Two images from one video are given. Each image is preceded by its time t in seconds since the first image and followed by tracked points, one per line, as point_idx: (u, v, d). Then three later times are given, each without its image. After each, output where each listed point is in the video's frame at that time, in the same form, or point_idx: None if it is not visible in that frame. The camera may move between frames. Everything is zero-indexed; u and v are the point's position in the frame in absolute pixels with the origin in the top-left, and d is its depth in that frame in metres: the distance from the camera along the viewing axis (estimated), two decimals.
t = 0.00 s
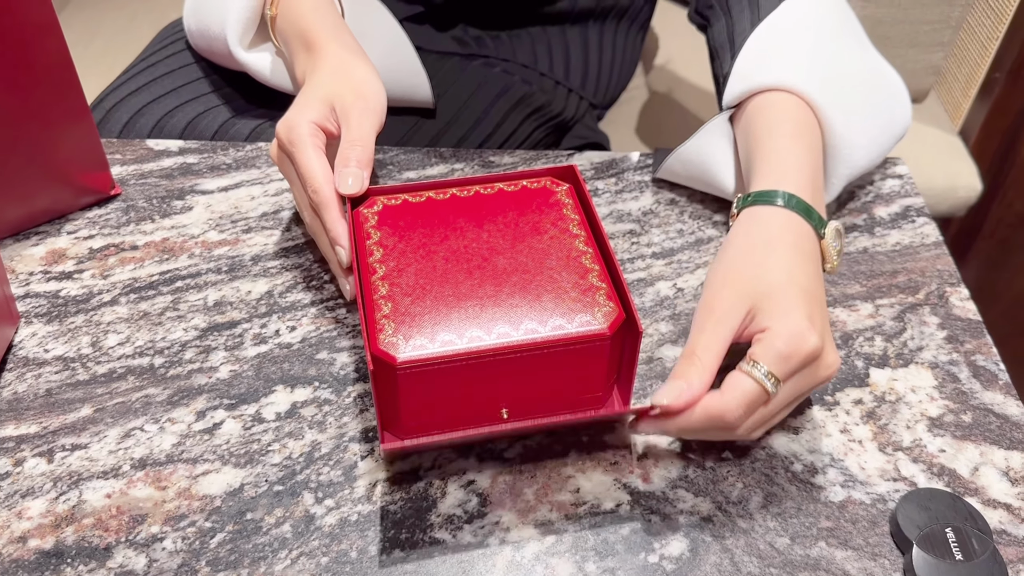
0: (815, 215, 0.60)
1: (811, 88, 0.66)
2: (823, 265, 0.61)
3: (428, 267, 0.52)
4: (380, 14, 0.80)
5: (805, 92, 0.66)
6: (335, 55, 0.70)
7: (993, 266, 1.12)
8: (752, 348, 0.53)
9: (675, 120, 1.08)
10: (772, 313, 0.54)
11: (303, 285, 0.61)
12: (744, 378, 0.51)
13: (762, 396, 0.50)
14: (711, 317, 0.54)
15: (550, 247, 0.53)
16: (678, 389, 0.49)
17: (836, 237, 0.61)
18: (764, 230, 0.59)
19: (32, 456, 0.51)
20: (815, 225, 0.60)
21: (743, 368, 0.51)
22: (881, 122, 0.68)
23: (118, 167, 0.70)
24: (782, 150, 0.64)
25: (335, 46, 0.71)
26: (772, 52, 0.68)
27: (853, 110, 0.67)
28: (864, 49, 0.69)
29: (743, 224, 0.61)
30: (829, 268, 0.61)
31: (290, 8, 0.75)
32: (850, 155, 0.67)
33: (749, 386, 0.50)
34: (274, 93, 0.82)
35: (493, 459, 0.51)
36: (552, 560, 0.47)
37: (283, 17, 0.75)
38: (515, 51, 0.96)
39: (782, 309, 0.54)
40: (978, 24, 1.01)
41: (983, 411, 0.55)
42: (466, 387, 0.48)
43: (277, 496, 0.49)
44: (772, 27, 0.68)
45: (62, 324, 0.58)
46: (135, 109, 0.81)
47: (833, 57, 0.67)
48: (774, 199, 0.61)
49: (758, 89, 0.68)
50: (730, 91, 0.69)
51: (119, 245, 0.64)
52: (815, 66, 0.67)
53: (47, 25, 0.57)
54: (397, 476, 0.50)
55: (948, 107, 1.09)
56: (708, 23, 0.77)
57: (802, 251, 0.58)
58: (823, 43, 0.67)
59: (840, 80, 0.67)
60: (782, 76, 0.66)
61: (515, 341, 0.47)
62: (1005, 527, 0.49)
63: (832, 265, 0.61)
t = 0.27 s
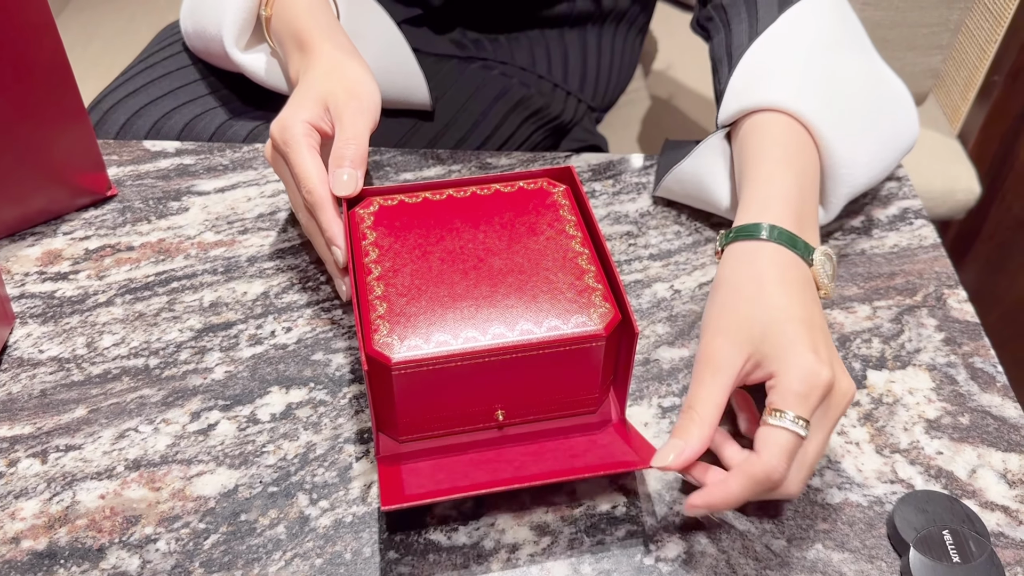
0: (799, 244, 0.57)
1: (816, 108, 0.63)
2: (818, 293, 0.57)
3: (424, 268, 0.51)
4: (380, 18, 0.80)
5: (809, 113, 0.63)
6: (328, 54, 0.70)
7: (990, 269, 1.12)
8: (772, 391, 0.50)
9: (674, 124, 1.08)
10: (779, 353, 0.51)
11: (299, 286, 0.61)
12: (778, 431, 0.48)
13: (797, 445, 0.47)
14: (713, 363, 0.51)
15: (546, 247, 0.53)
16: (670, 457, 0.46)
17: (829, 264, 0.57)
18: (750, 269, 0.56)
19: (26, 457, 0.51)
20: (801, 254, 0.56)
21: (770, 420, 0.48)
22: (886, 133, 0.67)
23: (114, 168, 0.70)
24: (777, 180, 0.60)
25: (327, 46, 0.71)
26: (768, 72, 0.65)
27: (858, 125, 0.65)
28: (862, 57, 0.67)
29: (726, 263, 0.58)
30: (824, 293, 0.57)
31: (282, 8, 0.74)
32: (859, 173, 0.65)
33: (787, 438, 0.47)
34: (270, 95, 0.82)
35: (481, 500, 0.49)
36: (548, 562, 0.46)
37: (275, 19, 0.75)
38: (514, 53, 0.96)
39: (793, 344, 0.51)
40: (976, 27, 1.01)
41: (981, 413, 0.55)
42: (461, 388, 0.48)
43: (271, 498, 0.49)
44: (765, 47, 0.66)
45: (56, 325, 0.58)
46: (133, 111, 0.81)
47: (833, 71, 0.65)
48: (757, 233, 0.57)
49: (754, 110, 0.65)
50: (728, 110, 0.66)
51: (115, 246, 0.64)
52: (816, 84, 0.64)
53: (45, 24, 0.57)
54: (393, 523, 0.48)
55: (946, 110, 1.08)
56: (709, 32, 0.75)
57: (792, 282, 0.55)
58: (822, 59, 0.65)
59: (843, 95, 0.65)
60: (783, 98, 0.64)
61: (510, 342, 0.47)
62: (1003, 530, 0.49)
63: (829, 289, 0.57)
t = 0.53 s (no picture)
0: (790, 261, 0.56)
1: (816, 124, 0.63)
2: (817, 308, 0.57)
3: (425, 268, 0.51)
4: (378, 20, 0.80)
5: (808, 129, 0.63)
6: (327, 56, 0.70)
7: (993, 271, 1.12)
8: (780, 415, 0.49)
9: (674, 127, 1.08)
10: (781, 374, 0.50)
11: (300, 287, 0.61)
12: (792, 460, 0.46)
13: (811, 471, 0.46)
14: (715, 390, 0.50)
15: (548, 249, 0.53)
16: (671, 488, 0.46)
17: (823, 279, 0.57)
18: (746, 290, 0.55)
19: (26, 458, 0.50)
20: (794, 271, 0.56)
21: (782, 447, 0.47)
22: (889, 142, 0.66)
23: (115, 169, 0.70)
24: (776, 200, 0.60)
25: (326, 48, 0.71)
26: (765, 87, 0.65)
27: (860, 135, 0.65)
28: (862, 65, 0.67)
29: (723, 284, 0.57)
30: (824, 308, 0.57)
31: (281, 10, 0.75)
32: (863, 183, 0.65)
33: (800, 465, 0.46)
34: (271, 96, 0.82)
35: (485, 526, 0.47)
36: (549, 565, 0.46)
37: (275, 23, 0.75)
38: (515, 56, 0.97)
39: (797, 366, 0.50)
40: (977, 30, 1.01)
41: (984, 416, 0.54)
42: (462, 390, 0.48)
43: (272, 500, 0.48)
44: (761, 62, 0.66)
45: (57, 326, 0.58)
46: (134, 112, 0.81)
47: (832, 84, 0.64)
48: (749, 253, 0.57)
49: (753, 126, 0.65)
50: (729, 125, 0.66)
51: (116, 247, 0.64)
52: (815, 98, 0.64)
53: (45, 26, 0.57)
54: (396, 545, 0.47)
55: (948, 113, 1.08)
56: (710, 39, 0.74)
57: (790, 300, 0.54)
58: (821, 72, 0.64)
59: (844, 108, 0.64)
60: (782, 114, 0.63)
61: (511, 344, 0.47)
62: (1006, 533, 0.49)
63: (830, 303, 0.57)
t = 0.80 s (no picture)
0: (778, 275, 0.55)
1: (810, 129, 0.62)
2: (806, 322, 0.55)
3: (429, 268, 0.51)
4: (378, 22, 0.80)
5: (800, 135, 0.62)
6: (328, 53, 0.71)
7: (994, 274, 1.12)
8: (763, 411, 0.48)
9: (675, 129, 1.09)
10: (762, 375, 0.49)
11: (303, 287, 0.61)
12: (775, 454, 0.46)
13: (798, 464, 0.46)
14: (701, 399, 0.49)
15: (551, 250, 0.53)
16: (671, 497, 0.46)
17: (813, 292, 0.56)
18: (734, 301, 0.54)
19: (29, 458, 0.50)
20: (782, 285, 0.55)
21: (765, 442, 0.46)
22: (884, 146, 0.66)
23: (117, 169, 0.70)
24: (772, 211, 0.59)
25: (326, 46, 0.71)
26: (758, 94, 0.64)
27: (854, 139, 0.64)
28: (857, 70, 0.66)
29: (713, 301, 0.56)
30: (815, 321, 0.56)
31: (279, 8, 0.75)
32: (859, 189, 0.64)
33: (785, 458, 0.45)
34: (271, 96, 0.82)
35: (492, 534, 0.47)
36: (553, 566, 0.46)
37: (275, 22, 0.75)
38: (517, 57, 0.97)
39: (778, 364, 0.49)
40: (979, 32, 1.00)
41: (987, 416, 0.54)
42: (466, 391, 0.48)
43: (275, 500, 0.48)
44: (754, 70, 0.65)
45: (59, 326, 0.58)
46: (136, 112, 0.81)
47: (825, 89, 0.64)
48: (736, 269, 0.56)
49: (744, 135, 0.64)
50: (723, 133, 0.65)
51: (118, 247, 0.64)
52: (809, 104, 0.63)
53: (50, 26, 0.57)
54: (401, 558, 0.46)
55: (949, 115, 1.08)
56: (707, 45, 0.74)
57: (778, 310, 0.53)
58: (814, 78, 0.64)
59: (838, 113, 0.64)
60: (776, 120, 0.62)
61: (515, 344, 0.47)
62: (1010, 534, 0.49)
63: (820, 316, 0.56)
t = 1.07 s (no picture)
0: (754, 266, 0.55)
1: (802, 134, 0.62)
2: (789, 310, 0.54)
3: (432, 267, 0.51)
4: (361, 13, 0.77)
5: (796, 138, 0.61)
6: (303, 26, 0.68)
7: (997, 274, 1.12)
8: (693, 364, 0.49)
9: (678, 129, 1.08)
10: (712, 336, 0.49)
11: (306, 287, 0.61)
12: (697, 399, 0.46)
13: (711, 410, 0.46)
14: (671, 380, 0.50)
15: (555, 249, 0.52)
16: (634, 489, 0.46)
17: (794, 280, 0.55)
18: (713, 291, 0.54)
19: (31, 458, 0.50)
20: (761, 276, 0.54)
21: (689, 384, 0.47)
22: (884, 147, 0.65)
23: (120, 169, 0.70)
24: (745, 206, 0.60)
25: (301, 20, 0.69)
26: (753, 98, 0.64)
27: (852, 140, 0.63)
28: (855, 67, 0.65)
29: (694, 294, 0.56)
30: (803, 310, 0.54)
31: None
32: (857, 191, 0.63)
33: (695, 402, 0.46)
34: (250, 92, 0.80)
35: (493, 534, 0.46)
36: (557, 567, 0.46)
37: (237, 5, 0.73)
38: (519, 57, 0.97)
39: (723, 325, 0.50)
40: (982, 32, 0.97)
41: (992, 417, 0.54)
42: (469, 390, 0.48)
43: (278, 500, 0.48)
44: (749, 74, 0.65)
45: (62, 325, 0.58)
46: (140, 110, 0.81)
47: (821, 92, 0.63)
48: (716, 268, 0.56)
49: (739, 141, 0.64)
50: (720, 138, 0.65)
51: (120, 246, 0.63)
52: (803, 109, 0.63)
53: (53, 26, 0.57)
54: (404, 559, 0.46)
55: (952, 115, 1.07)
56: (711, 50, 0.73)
57: (751, 291, 0.53)
58: (813, 82, 0.63)
59: (834, 115, 0.63)
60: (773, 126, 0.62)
61: (519, 343, 0.46)
62: (1015, 534, 0.48)
63: (809, 307, 0.54)
